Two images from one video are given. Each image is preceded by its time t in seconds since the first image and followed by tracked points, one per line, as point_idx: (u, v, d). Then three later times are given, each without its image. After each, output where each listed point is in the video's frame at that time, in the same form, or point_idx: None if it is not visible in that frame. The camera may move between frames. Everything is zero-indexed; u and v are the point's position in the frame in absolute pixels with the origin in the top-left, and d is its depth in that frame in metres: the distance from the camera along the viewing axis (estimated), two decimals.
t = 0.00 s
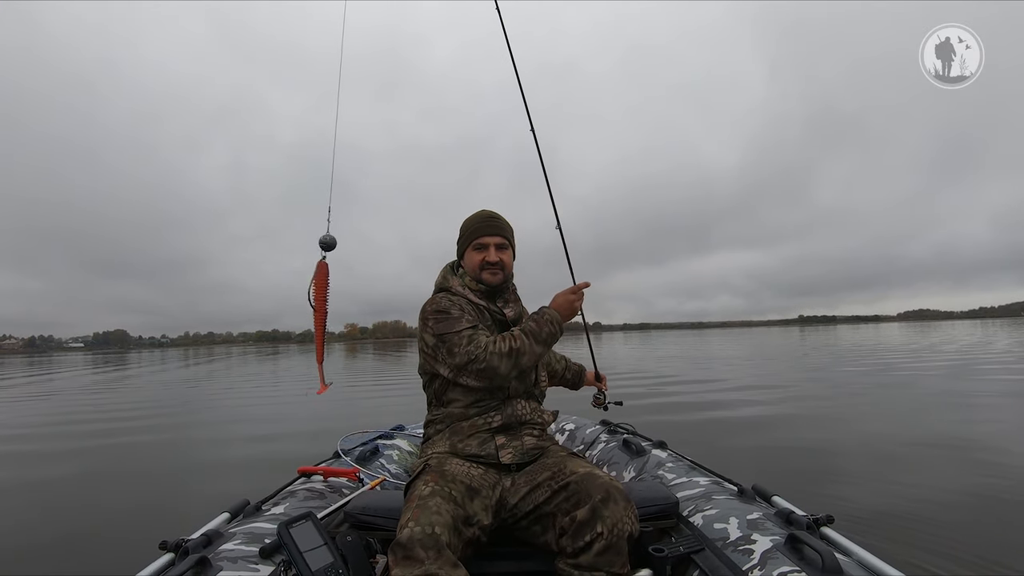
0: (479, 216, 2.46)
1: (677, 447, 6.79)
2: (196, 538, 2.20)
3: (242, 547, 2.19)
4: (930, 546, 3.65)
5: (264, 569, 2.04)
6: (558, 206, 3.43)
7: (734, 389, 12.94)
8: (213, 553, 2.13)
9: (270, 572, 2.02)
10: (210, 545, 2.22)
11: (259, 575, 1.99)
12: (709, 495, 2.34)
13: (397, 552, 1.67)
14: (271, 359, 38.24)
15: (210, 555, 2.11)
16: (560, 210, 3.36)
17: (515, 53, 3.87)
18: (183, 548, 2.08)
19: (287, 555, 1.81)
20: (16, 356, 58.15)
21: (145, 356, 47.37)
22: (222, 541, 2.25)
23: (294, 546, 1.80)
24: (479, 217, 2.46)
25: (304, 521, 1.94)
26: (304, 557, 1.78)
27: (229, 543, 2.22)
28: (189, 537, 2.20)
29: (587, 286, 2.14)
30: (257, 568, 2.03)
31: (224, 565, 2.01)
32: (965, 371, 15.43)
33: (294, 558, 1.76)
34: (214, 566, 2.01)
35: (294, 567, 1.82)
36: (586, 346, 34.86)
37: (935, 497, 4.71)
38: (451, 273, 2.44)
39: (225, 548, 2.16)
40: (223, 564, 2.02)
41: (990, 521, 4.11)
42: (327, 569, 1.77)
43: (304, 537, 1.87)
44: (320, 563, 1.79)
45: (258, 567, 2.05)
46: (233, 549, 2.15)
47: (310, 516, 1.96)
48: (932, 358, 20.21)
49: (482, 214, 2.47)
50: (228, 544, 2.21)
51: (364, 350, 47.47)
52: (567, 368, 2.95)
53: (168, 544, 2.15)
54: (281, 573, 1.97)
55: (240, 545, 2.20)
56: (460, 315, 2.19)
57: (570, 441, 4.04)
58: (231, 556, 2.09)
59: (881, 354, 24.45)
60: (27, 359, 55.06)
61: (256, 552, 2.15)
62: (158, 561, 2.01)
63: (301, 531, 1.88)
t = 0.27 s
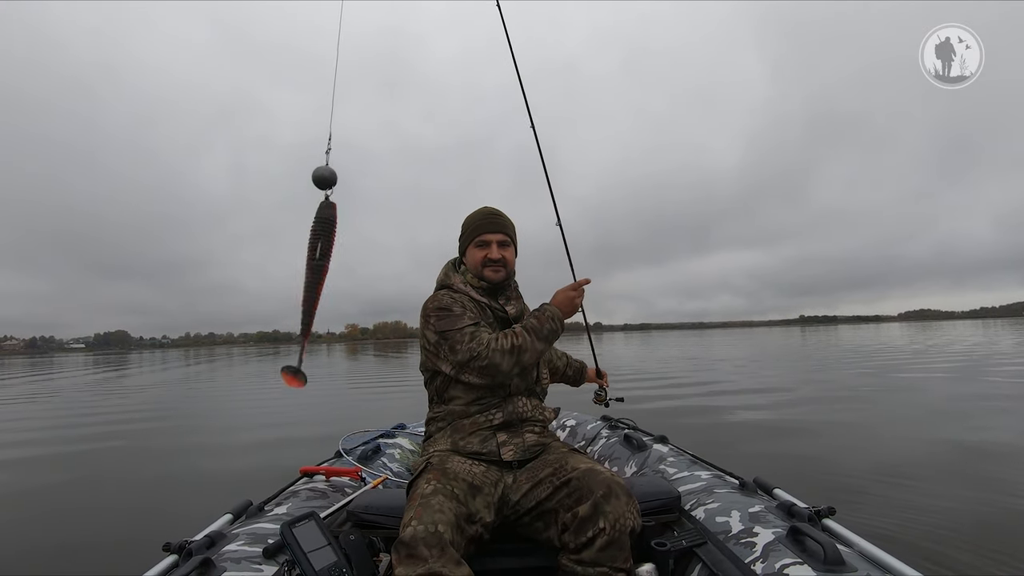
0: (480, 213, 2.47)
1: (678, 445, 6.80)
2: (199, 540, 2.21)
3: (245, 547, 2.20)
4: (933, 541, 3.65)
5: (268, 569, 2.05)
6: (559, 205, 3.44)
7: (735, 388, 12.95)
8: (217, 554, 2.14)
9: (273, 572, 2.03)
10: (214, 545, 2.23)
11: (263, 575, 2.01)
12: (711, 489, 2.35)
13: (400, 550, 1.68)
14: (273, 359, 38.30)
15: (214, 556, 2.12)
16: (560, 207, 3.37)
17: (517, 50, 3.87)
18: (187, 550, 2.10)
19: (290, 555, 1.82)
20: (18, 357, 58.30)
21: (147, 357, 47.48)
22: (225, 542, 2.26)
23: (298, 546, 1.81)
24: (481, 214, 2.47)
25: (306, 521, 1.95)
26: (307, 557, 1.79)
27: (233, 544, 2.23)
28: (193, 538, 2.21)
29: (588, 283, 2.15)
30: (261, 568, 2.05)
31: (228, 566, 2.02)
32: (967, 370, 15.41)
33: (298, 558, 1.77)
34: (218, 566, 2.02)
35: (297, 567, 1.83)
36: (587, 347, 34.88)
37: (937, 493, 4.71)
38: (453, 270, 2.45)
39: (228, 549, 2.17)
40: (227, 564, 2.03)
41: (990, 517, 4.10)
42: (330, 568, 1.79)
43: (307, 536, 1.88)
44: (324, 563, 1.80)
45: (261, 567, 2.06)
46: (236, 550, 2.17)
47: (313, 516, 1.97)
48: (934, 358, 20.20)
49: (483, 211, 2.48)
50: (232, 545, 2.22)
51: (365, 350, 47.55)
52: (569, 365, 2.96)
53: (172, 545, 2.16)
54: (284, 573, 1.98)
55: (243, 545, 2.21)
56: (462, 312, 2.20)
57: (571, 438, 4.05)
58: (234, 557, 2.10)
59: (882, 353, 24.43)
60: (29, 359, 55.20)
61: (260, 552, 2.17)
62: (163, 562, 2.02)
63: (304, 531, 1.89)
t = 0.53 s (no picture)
0: (482, 214, 2.47)
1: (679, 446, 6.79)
2: (199, 543, 2.21)
3: (245, 551, 2.20)
4: (933, 544, 3.64)
5: (268, 572, 2.05)
6: (560, 207, 3.44)
7: (736, 390, 12.92)
8: (217, 558, 2.14)
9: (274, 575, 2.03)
10: (214, 549, 2.23)
11: None
12: (711, 489, 2.35)
13: (400, 552, 1.68)
14: (273, 359, 38.31)
15: (214, 559, 2.12)
16: (561, 210, 3.38)
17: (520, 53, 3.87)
18: (187, 553, 2.09)
19: (291, 559, 1.81)
20: (19, 357, 58.30)
21: (148, 356, 47.51)
22: (225, 546, 2.26)
23: (298, 549, 1.80)
24: (483, 215, 2.47)
25: (306, 524, 1.95)
26: (308, 560, 1.78)
27: (232, 548, 2.23)
28: (192, 542, 2.21)
29: (590, 284, 2.15)
30: (261, 571, 2.04)
31: (228, 570, 2.01)
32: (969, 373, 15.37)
33: (298, 562, 1.77)
34: (218, 570, 2.02)
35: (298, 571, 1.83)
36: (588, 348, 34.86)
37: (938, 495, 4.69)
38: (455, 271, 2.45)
39: (228, 553, 2.17)
40: (227, 568, 2.03)
41: (992, 519, 4.09)
42: (331, 571, 1.78)
43: (307, 540, 1.87)
44: (324, 566, 1.80)
45: (261, 570, 2.06)
46: (236, 553, 2.16)
47: (313, 519, 1.97)
48: (936, 360, 20.14)
49: (485, 212, 2.48)
50: (231, 549, 2.22)
51: (366, 351, 47.57)
52: (569, 366, 2.96)
53: (172, 549, 2.16)
54: None
55: (243, 549, 2.21)
56: (464, 313, 2.20)
57: (571, 439, 4.05)
58: (234, 560, 2.10)
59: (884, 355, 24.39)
60: (30, 358, 55.26)
61: (260, 556, 2.17)
62: (163, 566, 2.02)
63: (305, 534, 1.89)
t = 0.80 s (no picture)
0: (483, 217, 2.46)
1: (678, 447, 6.78)
2: (196, 544, 2.20)
3: (242, 551, 2.20)
4: (931, 548, 3.61)
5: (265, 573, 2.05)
6: (560, 210, 3.44)
7: (736, 391, 12.90)
8: (214, 558, 2.13)
9: None
10: (211, 549, 2.22)
11: None
12: (710, 494, 2.34)
13: (398, 554, 1.67)
14: (274, 359, 38.34)
15: (211, 560, 2.11)
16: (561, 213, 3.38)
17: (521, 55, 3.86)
18: (184, 553, 2.09)
19: (288, 560, 1.81)
20: (20, 355, 58.36)
21: (148, 355, 47.53)
22: (223, 546, 2.25)
23: (295, 550, 1.80)
24: (483, 218, 2.47)
25: (304, 525, 1.94)
26: (305, 561, 1.78)
27: (230, 548, 2.22)
28: (190, 542, 2.21)
29: (590, 288, 2.14)
30: (258, 573, 2.04)
31: (225, 570, 2.01)
32: (969, 374, 15.35)
33: (295, 563, 1.76)
34: (214, 570, 2.01)
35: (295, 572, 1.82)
36: (588, 348, 34.83)
37: (937, 499, 4.68)
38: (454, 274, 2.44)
39: (225, 553, 2.16)
40: (224, 568, 2.03)
41: (992, 522, 4.07)
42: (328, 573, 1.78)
43: (304, 541, 1.86)
44: (322, 567, 1.79)
45: (259, 571, 2.05)
46: (233, 554, 2.16)
47: (311, 520, 1.96)
48: (936, 361, 20.11)
49: (485, 215, 2.48)
50: (229, 549, 2.21)
51: (366, 350, 47.56)
52: (567, 370, 2.95)
53: (169, 549, 2.16)
54: None
55: (240, 550, 2.20)
56: (462, 317, 2.19)
57: (570, 442, 4.04)
58: (231, 561, 2.09)
59: (884, 355, 24.33)
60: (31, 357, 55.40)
61: (257, 557, 2.16)
62: (159, 566, 2.01)
63: (302, 535, 1.88)
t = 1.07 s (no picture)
0: (482, 216, 2.45)
1: (678, 448, 6.78)
2: (194, 540, 2.20)
3: (240, 548, 2.20)
4: (929, 549, 3.60)
5: (263, 570, 2.05)
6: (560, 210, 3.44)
7: (735, 391, 12.91)
8: (212, 554, 2.13)
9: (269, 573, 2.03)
10: (209, 545, 2.23)
11: None
12: (709, 497, 2.34)
13: (396, 553, 1.67)
14: (274, 359, 38.43)
15: (209, 556, 2.11)
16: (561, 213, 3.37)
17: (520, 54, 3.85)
18: (182, 549, 2.09)
19: (286, 557, 1.81)
20: (21, 355, 58.52)
21: (150, 355, 47.63)
22: (221, 543, 2.25)
23: (293, 548, 1.80)
24: (482, 217, 2.46)
25: (303, 522, 1.94)
26: (302, 558, 1.78)
27: (228, 545, 2.23)
28: (188, 538, 2.21)
29: (588, 289, 2.13)
30: (256, 569, 2.04)
31: (223, 567, 2.01)
32: (968, 373, 15.35)
33: (293, 560, 1.76)
34: (213, 567, 2.01)
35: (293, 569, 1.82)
36: (588, 348, 34.85)
37: (935, 498, 4.68)
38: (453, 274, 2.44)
39: (223, 550, 2.17)
40: (222, 565, 2.03)
41: (991, 522, 4.06)
42: (325, 570, 1.78)
43: (302, 538, 1.86)
44: (319, 564, 1.79)
45: (256, 568, 2.05)
46: (231, 550, 2.16)
47: (309, 517, 1.96)
48: (937, 360, 20.09)
49: (484, 215, 2.47)
50: (227, 546, 2.21)
51: (367, 350, 47.64)
52: (567, 370, 2.95)
53: (167, 544, 2.16)
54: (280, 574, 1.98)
55: (239, 546, 2.20)
56: (461, 317, 2.19)
57: (569, 443, 4.04)
58: (229, 557, 2.10)
59: (885, 355, 24.30)
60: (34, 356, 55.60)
61: (255, 553, 2.16)
62: (157, 562, 2.02)
63: (301, 532, 1.88)
